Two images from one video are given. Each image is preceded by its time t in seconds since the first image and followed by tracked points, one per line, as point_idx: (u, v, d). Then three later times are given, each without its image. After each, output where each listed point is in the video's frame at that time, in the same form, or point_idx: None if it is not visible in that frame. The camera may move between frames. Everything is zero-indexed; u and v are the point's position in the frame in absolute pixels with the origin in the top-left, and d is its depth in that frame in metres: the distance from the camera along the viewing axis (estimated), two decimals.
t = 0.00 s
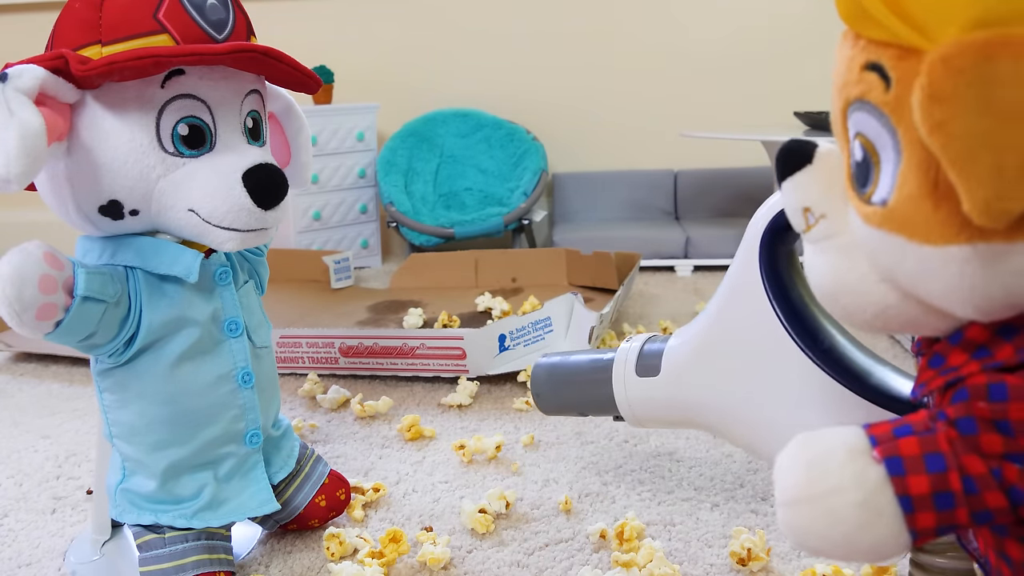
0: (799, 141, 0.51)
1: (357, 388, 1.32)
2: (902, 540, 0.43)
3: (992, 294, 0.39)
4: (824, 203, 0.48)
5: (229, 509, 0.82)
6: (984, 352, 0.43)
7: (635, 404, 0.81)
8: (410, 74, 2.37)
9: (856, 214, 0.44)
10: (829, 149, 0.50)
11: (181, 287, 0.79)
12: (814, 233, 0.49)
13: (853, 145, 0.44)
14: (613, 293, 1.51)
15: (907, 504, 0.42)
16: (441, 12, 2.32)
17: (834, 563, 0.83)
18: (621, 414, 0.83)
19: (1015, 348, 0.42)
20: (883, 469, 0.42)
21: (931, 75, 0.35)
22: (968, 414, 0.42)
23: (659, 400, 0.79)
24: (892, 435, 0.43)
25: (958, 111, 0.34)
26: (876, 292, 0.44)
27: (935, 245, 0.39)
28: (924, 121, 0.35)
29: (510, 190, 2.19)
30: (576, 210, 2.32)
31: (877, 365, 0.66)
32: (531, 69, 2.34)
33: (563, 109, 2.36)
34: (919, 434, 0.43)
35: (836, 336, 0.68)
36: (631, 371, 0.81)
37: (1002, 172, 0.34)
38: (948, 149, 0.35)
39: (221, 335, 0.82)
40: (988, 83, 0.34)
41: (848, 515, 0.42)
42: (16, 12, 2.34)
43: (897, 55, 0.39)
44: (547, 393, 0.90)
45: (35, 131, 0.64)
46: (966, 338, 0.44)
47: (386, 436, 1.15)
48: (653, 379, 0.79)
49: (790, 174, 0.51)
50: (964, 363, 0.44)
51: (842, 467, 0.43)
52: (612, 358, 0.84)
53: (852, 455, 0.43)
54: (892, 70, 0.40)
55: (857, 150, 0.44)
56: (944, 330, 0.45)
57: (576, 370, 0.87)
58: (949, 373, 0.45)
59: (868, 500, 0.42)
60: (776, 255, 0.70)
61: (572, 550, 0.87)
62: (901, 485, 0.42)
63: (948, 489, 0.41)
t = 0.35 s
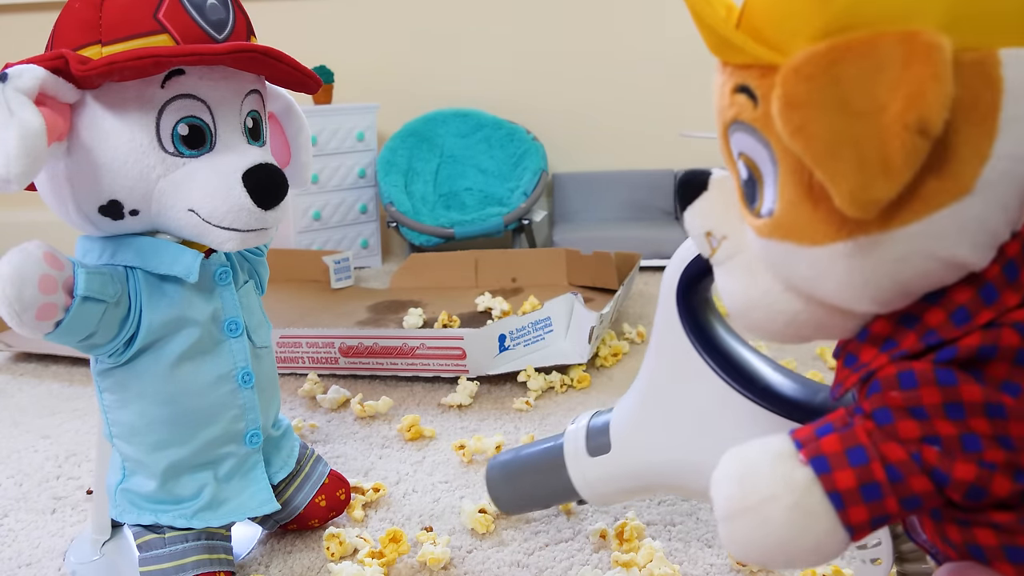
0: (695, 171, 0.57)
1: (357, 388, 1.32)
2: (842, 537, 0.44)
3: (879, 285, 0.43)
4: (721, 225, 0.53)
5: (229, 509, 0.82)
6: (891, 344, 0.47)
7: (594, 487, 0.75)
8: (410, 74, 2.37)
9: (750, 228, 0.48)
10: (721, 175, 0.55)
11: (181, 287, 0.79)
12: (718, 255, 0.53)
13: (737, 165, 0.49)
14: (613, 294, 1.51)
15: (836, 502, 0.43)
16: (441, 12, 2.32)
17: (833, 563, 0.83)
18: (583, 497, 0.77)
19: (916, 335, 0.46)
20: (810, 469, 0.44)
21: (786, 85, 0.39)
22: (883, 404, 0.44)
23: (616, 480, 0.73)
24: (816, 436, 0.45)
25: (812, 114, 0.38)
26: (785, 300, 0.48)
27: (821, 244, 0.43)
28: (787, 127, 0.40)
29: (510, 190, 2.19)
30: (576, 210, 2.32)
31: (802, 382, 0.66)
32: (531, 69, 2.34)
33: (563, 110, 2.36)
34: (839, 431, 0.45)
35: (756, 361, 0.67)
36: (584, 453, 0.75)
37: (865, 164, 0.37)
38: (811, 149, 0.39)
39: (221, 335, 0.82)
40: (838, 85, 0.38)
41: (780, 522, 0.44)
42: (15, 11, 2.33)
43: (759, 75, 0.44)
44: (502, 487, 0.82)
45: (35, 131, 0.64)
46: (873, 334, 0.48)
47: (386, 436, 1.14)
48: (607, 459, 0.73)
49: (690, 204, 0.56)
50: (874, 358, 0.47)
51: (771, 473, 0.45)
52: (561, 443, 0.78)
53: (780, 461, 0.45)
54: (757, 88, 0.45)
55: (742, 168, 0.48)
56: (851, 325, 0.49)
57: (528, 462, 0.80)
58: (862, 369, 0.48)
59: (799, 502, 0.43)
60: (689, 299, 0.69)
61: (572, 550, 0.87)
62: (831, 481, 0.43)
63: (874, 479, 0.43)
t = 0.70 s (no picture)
0: (650, 209, 0.61)
1: (357, 388, 1.32)
2: (813, 555, 0.46)
3: (836, 306, 0.46)
4: (681, 259, 0.57)
5: (229, 509, 0.82)
6: (850, 365, 0.49)
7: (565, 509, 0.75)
8: (410, 74, 2.37)
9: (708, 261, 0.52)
10: (677, 211, 0.60)
11: (181, 287, 0.79)
12: (678, 288, 0.57)
13: (691, 202, 0.53)
14: (613, 293, 1.51)
15: (805, 522, 0.45)
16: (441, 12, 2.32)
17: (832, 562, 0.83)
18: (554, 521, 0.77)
19: (875, 355, 0.48)
20: (778, 489, 0.46)
21: (731, 125, 0.43)
22: (846, 423, 0.46)
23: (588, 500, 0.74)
24: (781, 458, 0.47)
25: (757, 151, 0.42)
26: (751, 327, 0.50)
27: (776, 273, 0.47)
28: (733, 164, 0.43)
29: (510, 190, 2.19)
30: (576, 210, 2.32)
31: (765, 399, 0.67)
32: (531, 69, 2.34)
33: (563, 109, 2.36)
34: (805, 452, 0.47)
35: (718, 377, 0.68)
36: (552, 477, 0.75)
37: (810, 195, 0.41)
38: (758, 184, 0.42)
39: (221, 335, 0.82)
40: (777, 123, 0.41)
41: (751, 543, 0.46)
42: (16, 11, 2.34)
43: (702, 113, 0.48)
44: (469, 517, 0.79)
45: (35, 131, 0.64)
46: (835, 356, 0.50)
47: (386, 436, 1.14)
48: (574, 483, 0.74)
49: (648, 241, 0.60)
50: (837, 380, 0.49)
51: (740, 496, 0.47)
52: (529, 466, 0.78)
53: (747, 483, 0.47)
54: (702, 126, 0.48)
55: (696, 205, 0.52)
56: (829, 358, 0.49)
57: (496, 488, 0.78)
58: (825, 392, 0.50)
59: (769, 524, 0.45)
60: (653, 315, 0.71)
61: (572, 550, 0.87)
62: (798, 501, 0.45)
63: (840, 496, 0.44)
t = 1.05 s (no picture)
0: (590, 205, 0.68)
1: (357, 388, 1.32)
2: (707, 429, 0.50)
3: (709, 231, 0.54)
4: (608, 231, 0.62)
5: (229, 508, 0.82)
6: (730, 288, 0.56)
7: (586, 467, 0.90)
8: (410, 74, 2.37)
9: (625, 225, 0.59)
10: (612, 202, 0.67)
11: (182, 287, 0.79)
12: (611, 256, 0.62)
13: (607, 181, 0.62)
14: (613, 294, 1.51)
15: (698, 396, 0.50)
16: (441, 12, 2.32)
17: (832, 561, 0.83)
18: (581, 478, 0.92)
19: (748, 274, 0.55)
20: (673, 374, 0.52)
21: (608, 99, 0.54)
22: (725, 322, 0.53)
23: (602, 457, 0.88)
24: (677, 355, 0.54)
25: (621, 112, 0.53)
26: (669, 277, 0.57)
27: (658, 212, 0.55)
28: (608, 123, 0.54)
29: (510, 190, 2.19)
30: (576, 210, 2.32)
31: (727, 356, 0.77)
32: (531, 69, 2.34)
33: (563, 109, 2.36)
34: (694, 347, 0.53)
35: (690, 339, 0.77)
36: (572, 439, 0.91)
37: (663, 139, 0.51)
38: (624, 132, 0.53)
39: (221, 335, 0.82)
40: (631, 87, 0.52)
41: (654, 419, 0.51)
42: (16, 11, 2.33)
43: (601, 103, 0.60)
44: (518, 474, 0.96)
45: (35, 131, 0.64)
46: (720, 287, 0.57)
47: (386, 436, 1.15)
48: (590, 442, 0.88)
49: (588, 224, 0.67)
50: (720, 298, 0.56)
51: (646, 383, 0.52)
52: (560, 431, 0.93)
53: (651, 377, 0.53)
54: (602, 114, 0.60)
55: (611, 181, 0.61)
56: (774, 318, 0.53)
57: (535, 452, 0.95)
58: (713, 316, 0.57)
59: (667, 398, 0.51)
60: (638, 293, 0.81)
61: (573, 550, 0.87)
62: (689, 380, 0.51)
63: (719, 371, 0.51)
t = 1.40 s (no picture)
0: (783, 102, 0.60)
1: (357, 388, 1.32)
2: (914, 422, 0.42)
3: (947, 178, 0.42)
4: (804, 141, 0.50)
5: (229, 508, 0.82)
6: (965, 243, 0.45)
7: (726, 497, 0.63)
8: (411, 74, 2.37)
9: (827, 140, 0.47)
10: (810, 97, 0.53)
11: (181, 287, 0.79)
12: (803, 173, 0.51)
13: (815, 82, 0.47)
14: (612, 293, 1.51)
15: (909, 384, 0.41)
16: (441, 12, 2.32)
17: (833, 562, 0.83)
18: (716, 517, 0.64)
19: (991, 233, 0.44)
20: (880, 353, 0.42)
21: None
22: (954, 295, 0.42)
23: (750, 482, 0.62)
24: (887, 324, 0.44)
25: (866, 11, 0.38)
26: (865, 210, 0.46)
27: (888, 142, 0.42)
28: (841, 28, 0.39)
29: (510, 190, 2.19)
30: (577, 209, 2.32)
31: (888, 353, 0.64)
32: (531, 69, 2.34)
33: (563, 109, 2.36)
34: (909, 320, 0.43)
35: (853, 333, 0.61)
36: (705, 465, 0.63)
37: (918, 55, 0.37)
38: (866, 44, 0.38)
39: (221, 335, 0.82)
40: None
41: (855, 402, 0.42)
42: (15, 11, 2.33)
43: None
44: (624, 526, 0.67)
45: (35, 130, 0.64)
46: (947, 236, 0.46)
47: (387, 436, 1.15)
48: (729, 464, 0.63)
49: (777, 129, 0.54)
50: (946, 256, 0.45)
51: (846, 356, 0.43)
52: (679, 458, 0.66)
53: (852, 349, 0.43)
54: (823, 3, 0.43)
55: (818, 85, 0.47)
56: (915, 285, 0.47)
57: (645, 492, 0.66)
58: (939, 271, 0.46)
59: (873, 381, 0.42)
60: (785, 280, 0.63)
61: (572, 550, 0.87)
62: (899, 364, 0.42)
63: (942, 361, 0.41)
